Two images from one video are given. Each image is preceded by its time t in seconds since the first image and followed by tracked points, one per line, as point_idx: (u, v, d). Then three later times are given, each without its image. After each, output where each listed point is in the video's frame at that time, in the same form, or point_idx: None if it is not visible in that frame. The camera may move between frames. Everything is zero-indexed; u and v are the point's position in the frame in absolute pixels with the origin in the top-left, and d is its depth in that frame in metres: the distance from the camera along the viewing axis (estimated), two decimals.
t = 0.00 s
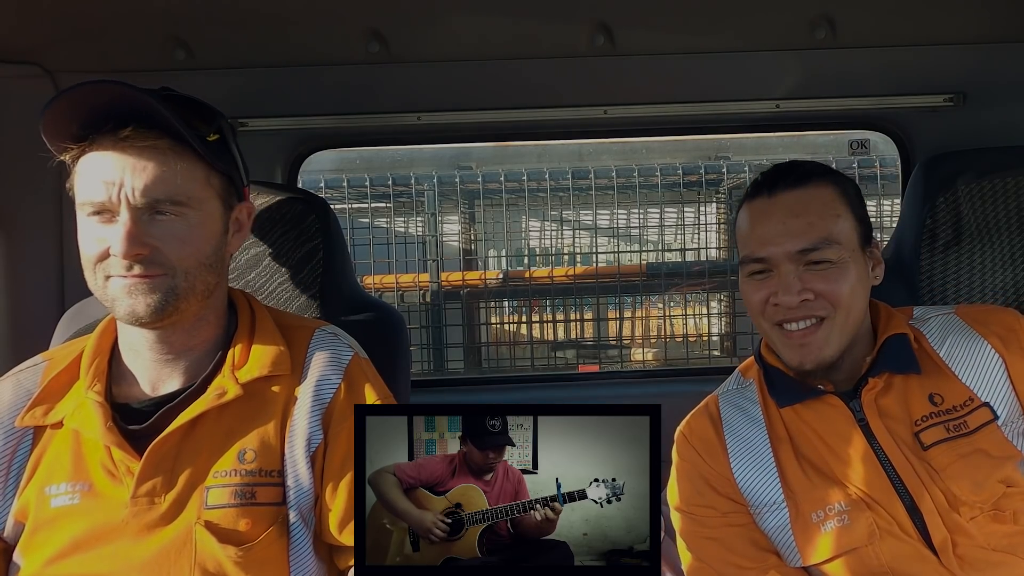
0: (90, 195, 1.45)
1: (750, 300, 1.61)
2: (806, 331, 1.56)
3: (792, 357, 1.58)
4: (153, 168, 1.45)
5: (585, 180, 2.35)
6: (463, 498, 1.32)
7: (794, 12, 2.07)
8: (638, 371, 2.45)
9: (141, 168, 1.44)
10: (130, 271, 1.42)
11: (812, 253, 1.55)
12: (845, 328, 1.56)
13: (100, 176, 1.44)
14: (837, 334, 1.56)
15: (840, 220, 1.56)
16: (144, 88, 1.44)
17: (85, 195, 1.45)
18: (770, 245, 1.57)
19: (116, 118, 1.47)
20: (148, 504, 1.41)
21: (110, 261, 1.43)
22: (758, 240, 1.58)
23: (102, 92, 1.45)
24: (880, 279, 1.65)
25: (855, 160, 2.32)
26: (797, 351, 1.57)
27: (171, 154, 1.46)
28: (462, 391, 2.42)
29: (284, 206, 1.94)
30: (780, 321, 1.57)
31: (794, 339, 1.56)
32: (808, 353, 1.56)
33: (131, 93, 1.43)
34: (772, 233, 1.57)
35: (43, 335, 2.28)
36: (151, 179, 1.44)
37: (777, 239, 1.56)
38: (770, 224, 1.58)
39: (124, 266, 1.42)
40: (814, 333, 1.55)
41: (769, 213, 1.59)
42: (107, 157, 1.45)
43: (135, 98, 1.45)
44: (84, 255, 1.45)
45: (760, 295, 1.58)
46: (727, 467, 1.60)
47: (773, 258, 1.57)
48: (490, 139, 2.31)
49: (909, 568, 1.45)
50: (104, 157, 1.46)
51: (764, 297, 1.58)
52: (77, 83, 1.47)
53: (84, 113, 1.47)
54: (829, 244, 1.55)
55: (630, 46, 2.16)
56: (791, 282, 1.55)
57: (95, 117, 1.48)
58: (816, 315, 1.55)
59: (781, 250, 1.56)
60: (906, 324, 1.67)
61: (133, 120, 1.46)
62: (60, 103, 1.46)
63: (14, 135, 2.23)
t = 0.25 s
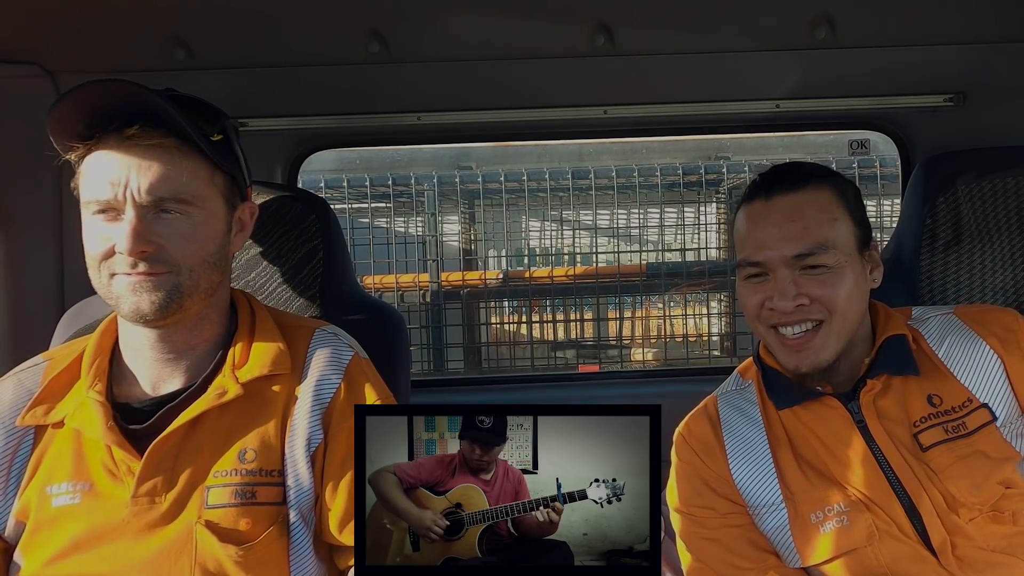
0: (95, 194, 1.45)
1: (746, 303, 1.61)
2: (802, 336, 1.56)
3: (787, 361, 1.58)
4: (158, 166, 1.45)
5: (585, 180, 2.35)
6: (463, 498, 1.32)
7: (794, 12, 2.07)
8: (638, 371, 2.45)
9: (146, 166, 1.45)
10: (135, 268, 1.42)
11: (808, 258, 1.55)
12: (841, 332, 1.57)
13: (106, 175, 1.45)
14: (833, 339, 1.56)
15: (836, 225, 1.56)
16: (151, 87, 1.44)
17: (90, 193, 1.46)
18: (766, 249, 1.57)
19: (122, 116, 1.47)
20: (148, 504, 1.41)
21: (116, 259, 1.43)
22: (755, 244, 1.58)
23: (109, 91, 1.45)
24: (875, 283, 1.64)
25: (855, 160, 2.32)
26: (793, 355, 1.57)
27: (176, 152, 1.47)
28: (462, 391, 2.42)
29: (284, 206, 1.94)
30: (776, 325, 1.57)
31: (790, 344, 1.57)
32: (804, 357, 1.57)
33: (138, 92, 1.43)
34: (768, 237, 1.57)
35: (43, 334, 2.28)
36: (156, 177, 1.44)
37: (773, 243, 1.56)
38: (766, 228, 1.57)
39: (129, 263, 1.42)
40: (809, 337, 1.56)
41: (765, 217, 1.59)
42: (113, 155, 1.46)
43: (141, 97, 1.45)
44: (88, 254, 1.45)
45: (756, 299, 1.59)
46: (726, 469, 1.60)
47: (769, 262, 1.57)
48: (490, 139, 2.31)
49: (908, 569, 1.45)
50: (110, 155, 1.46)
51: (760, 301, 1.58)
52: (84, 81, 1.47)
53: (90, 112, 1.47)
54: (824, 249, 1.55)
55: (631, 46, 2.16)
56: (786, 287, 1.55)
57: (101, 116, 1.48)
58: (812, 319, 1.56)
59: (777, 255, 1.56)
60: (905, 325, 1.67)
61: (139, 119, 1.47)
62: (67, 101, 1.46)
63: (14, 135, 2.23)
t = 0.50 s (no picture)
0: (94, 195, 1.45)
1: (756, 302, 1.60)
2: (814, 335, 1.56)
3: (799, 361, 1.59)
4: (156, 167, 1.45)
5: (585, 180, 2.35)
6: (463, 498, 1.32)
7: (794, 12, 2.06)
8: (638, 371, 2.45)
9: (145, 167, 1.44)
10: (134, 270, 1.42)
11: (822, 257, 1.54)
12: (853, 333, 1.57)
13: (104, 176, 1.45)
14: (845, 339, 1.57)
15: (849, 225, 1.56)
16: (149, 87, 1.44)
17: (89, 194, 1.46)
18: (779, 246, 1.57)
19: (120, 117, 1.47)
20: (148, 504, 1.41)
21: (115, 261, 1.43)
22: (768, 242, 1.58)
23: (107, 91, 1.45)
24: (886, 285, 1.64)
25: (855, 160, 2.32)
26: (803, 355, 1.57)
27: (175, 153, 1.46)
28: (462, 391, 2.42)
29: (284, 206, 1.94)
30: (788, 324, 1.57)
31: (802, 344, 1.57)
32: (816, 358, 1.57)
33: (136, 92, 1.43)
34: (783, 235, 1.57)
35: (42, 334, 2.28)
36: (155, 178, 1.44)
37: (786, 241, 1.56)
38: (779, 225, 1.57)
39: (127, 264, 1.42)
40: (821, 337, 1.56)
41: (778, 215, 1.58)
42: (111, 156, 1.46)
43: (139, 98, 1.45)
44: (87, 254, 1.45)
45: (767, 297, 1.58)
46: (727, 468, 1.60)
47: (782, 260, 1.57)
48: (490, 139, 2.31)
49: (909, 570, 1.45)
50: (107, 156, 1.46)
51: (771, 299, 1.58)
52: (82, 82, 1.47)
53: (89, 113, 1.47)
54: (838, 249, 1.54)
55: (631, 46, 2.16)
56: (799, 286, 1.55)
57: (100, 116, 1.48)
58: (824, 319, 1.56)
59: (790, 253, 1.56)
60: (906, 325, 1.67)
61: (137, 120, 1.46)
62: (65, 102, 1.46)
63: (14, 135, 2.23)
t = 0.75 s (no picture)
0: (89, 199, 1.44)
1: (750, 302, 1.61)
2: (807, 335, 1.57)
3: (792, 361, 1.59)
4: (152, 171, 1.45)
5: (585, 180, 2.35)
6: (463, 498, 1.32)
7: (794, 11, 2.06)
8: (638, 371, 2.45)
9: (141, 170, 1.44)
10: (132, 275, 1.42)
11: (813, 258, 1.54)
12: (846, 332, 1.57)
13: (99, 180, 1.44)
14: (838, 339, 1.57)
15: (841, 224, 1.56)
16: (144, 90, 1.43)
17: (84, 198, 1.45)
18: (771, 247, 1.57)
19: (115, 120, 1.47)
20: (149, 506, 1.41)
21: (111, 266, 1.43)
22: (759, 243, 1.58)
23: (102, 94, 1.45)
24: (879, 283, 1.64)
25: (855, 160, 2.32)
26: (797, 355, 1.58)
27: (170, 156, 1.46)
28: (462, 391, 2.42)
29: (284, 206, 1.94)
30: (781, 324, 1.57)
31: (795, 343, 1.58)
32: (808, 358, 1.57)
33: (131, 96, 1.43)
34: (774, 236, 1.57)
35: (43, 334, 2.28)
36: (151, 182, 1.44)
37: (778, 241, 1.56)
38: (771, 226, 1.57)
39: (124, 270, 1.42)
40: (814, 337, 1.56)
41: (770, 216, 1.58)
42: (106, 159, 1.45)
43: (134, 100, 1.44)
44: (83, 259, 1.45)
45: (760, 297, 1.59)
46: (727, 468, 1.60)
47: (774, 260, 1.57)
48: (490, 139, 2.31)
49: (909, 570, 1.45)
50: (101, 159, 1.45)
51: (764, 299, 1.58)
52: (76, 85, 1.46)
53: (84, 116, 1.47)
54: (830, 249, 1.54)
55: (631, 46, 2.17)
56: (791, 286, 1.55)
57: (94, 119, 1.47)
58: (817, 318, 1.56)
59: (782, 253, 1.56)
60: (906, 325, 1.67)
61: (132, 122, 1.46)
62: (59, 105, 1.46)
63: (14, 135, 2.23)
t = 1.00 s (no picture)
0: (88, 198, 1.44)
1: (753, 300, 1.61)
2: (808, 336, 1.57)
3: (792, 362, 1.59)
4: (152, 170, 1.45)
5: (585, 180, 2.35)
6: (463, 498, 1.32)
7: (794, 12, 2.06)
8: (638, 371, 2.45)
9: (141, 169, 1.44)
10: (132, 275, 1.42)
11: (818, 258, 1.54)
12: (847, 335, 1.57)
13: (98, 180, 1.44)
14: (838, 341, 1.57)
15: (848, 227, 1.55)
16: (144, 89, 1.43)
17: (83, 198, 1.45)
18: (776, 245, 1.57)
19: (115, 118, 1.47)
20: (149, 507, 1.41)
21: (111, 266, 1.42)
22: (763, 240, 1.58)
23: (101, 93, 1.45)
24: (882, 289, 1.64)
25: (855, 161, 2.32)
26: (797, 355, 1.58)
27: (170, 155, 1.46)
28: (462, 391, 2.42)
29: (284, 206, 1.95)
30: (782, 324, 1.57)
31: (795, 344, 1.58)
32: (809, 359, 1.57)
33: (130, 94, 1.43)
34: (780, 235, 1.56)
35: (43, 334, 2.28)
36: (151, 181, 1.44)
37: (783, 240, 1.56)
38: (777, 225, 1.57)
39: (124, 269, 1.42)
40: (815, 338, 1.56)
41: (776, 214, 1.58)
42: (105, 158, 1.45)
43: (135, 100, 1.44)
44: (82, 259, 1.45)
45: (763, 296, 1.59)
46: (727, 469, 1.60)
47: (778, 259, 1.57)
48: (490, 139, 2.31)
49: (909, 570, 1.45)
50: (101, 159, 1.45)
51: (767, 297, 1.58)
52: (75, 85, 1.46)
53: (84, 114, 1.47)
54: (835, 251, 1.54)
55: (631, 46, 2.17)
56: (794, 286, 1.55)
57: (93, 119, 1.47)
58: (818, 320, 1.56)
59: (787, 253, 1.56)
60: (906, 326, 1.67)
61: (132, 121, 1.46)
62: (58, 104, 1.46)
63: (14, 135, 2.23)
